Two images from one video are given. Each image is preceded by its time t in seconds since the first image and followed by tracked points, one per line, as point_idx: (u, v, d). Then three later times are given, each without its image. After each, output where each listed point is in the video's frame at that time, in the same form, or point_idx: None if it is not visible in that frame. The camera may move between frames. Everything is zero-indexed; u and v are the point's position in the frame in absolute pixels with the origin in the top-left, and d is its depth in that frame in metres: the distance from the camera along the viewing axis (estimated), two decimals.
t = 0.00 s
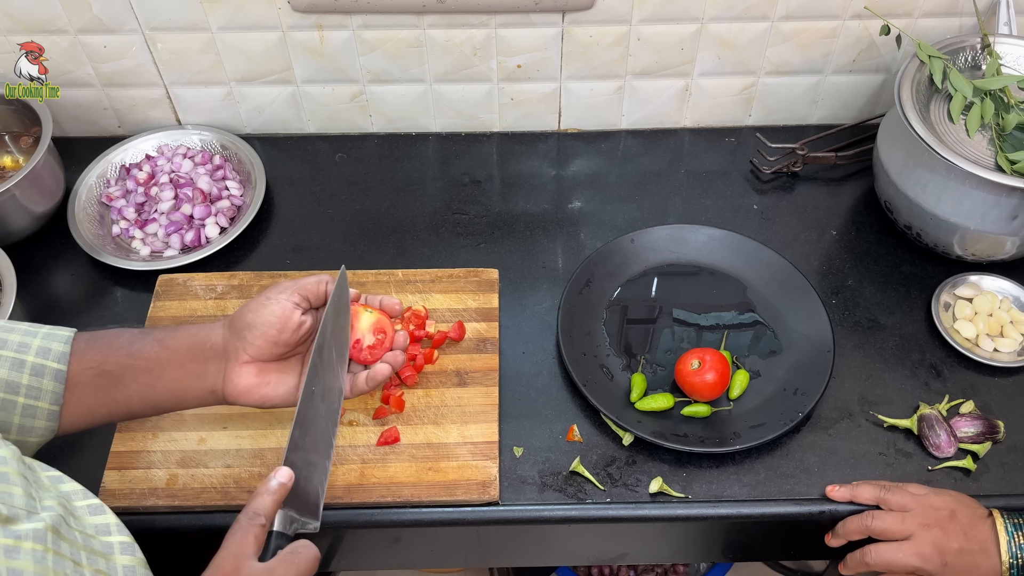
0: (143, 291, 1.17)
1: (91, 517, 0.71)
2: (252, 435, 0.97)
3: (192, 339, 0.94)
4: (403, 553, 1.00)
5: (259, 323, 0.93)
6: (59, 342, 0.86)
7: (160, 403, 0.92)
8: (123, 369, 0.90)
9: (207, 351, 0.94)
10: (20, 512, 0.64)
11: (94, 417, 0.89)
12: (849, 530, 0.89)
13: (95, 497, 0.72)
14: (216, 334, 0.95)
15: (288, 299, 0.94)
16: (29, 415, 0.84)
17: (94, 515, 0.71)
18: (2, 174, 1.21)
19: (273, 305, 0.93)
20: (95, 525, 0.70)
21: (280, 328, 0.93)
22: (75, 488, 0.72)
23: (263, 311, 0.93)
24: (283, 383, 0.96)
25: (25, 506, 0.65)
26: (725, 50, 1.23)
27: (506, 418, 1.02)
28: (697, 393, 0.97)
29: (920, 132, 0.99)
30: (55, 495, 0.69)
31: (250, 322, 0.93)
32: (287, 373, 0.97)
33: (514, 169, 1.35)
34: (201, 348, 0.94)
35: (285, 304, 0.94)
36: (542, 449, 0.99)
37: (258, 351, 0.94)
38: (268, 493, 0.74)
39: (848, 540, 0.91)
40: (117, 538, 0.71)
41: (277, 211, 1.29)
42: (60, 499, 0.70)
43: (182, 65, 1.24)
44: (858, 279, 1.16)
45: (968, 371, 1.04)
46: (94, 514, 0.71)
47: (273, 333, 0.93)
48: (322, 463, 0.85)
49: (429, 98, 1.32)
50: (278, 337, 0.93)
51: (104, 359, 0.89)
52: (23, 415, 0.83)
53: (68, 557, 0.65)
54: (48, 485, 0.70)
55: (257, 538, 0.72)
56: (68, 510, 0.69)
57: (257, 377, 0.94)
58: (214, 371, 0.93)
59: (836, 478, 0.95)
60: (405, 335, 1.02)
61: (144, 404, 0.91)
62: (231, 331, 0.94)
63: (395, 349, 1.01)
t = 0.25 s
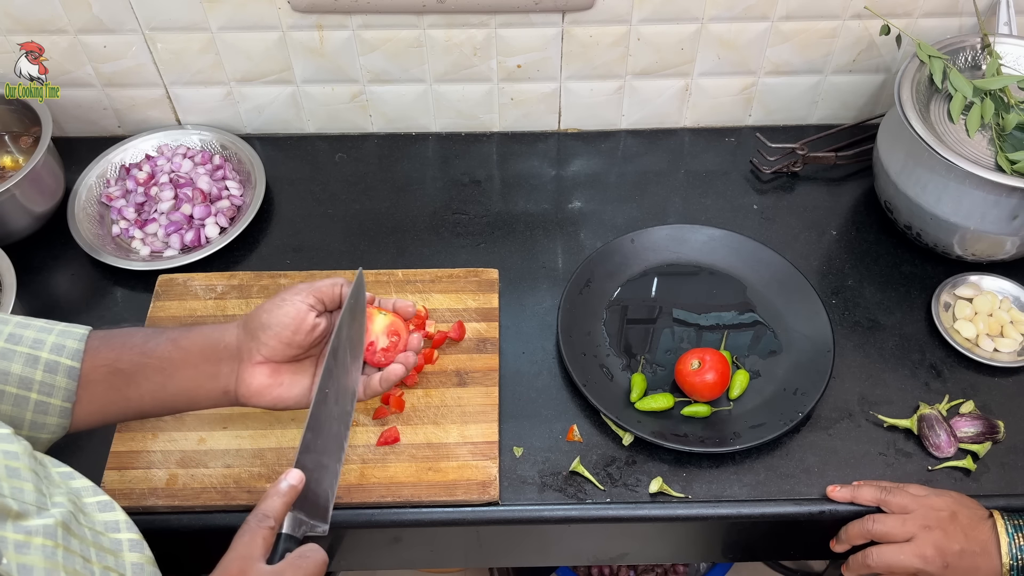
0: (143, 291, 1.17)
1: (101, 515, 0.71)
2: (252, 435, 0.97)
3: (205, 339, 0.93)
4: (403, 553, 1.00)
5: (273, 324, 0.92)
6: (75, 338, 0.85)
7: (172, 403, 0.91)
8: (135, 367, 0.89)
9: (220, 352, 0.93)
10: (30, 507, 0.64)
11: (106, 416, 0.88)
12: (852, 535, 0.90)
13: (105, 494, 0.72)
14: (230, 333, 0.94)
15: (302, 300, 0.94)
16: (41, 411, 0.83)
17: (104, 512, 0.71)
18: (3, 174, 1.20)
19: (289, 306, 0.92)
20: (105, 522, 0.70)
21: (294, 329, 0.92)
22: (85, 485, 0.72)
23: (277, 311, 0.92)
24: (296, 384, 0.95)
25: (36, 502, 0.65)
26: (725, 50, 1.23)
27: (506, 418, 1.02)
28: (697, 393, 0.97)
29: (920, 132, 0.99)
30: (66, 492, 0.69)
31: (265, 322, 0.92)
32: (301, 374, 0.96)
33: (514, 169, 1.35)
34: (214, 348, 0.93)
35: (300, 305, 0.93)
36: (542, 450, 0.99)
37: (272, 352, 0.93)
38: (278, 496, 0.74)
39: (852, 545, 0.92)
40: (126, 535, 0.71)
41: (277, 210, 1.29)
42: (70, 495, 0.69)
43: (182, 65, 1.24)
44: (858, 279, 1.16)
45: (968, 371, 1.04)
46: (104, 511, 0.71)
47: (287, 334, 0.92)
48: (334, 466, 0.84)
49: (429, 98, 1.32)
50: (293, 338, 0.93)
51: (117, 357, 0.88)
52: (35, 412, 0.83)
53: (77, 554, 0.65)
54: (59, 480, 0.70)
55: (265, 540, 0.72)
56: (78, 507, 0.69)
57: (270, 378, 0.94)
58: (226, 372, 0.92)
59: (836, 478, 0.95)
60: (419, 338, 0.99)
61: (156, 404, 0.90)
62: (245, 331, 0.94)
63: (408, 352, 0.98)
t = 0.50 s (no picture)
0: (143, 291, 1.17)
1: (115, 509, 0.73)
2: (252, 435, 0.97)
3: (223, 339, 0.94)
4: (403, 553, 1.00)
5: (291, 328, 0.92)
6: (93, 334, 0.86)
7: (186, 402, 0.91)
8: (152, 366, 0.89)
9: (237, 353, 0.93)
10: (49, 499, 0.66)
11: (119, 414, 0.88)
12: (853, 536, 0.90)
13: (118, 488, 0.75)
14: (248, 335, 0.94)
15: (321, 305, 0.93)
16: (58, 406, 0.83)
17: (117, 507, 0.73)
18: (3, 174, 1.20)
19: (307, 311, 0.92)
20: (118, 516, 0.73)
21: (311, 334, 0.92)
22: (99, 479, 0.74)
23: (295, 315, 0.92)
24: (310, 388, 0.95)
25: (54, 494, 0.67)
26: (725, 50, 1.23)
27: (506, 418, 1.02)
28: (697, 393, 0.97)
29: (920, 132, 0.99)
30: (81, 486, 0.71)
31: (282, 326, 0.92)
32: (315, 378, 0.96)
33: (514, 169, 1.35)
34: (231, 349, 0.93)
35: (318, 310, 0.93)
36: (542, 450, 0.99)
37: (288, 356, 0.93)
38: (296, 497, 0.72)
39: (854, 548, 0.92)
40: (139, 530, 0.73)
41: (277, 210, 1.29)
42: (86, 488, 0.72)
43: (182, 65, 1.24)
44: (858, 279, 1.16)
45: (968, 371, 1.04)
46: (117, 505, 0.73)
47: (304, 339, 0.92)
48: (347, 469, 0.83)
49: (429, 98, 1.32)
50: (309, 343, 0.93)
51: (134, 355, 0.88)
52: (52, 406, 0.83)
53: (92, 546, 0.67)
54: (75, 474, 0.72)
55: (282, 540, 0.71)
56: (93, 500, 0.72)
57: (285, 381, 0.94)
58: (243, 372, 0.93)
59: (836, 478, 0.95)
60: (435, 348, 1.02)
61: (170, 402, 0.90)
62: (263, 334, 0.94)
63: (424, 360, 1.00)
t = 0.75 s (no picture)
0: (143, 291, 1.17)
1: (128, 514, 0.73)
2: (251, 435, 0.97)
3: (237, 364, 0.90)
4: (403, 553, 1.00)
5: (307, 359, 0.88)
6: (111, 348, 0.84)
7: (197, 425, 0.88)
8: (166, 387, 0.86)
9: (251, 380, 0.90)
10: (62, 502, 0.66)
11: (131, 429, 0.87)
12: (853, 537, 0.90)
13: (131, 493, 0.75)
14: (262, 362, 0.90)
15: (338, 334, 0.89)
16: (69, 418, 0.83)
17: (131, 512, 0.73)
18: (3, 174, 1.20)
19: (323, 341, 0.88)
20: (131, 522, 0.73)
21: (327, 366, 0.88)
22: (113, 483, 0.74)
23: (312, 346, 0.88)
24: (325, 419, 0.91)
25: (67, 497, 0.67)
26: (725, 50, 1.23)
27: (506, 418, 1.02)
28: (697, 393, 0.97)
29: (920, 132, 0.99)
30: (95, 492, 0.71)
31: (298, 356, 0.88)
32: (331, 409, 0.92)
33: (514, 169, 1.35)
34: (245, 376, 0.89)
35: (336, 340, 0.88)
36: (542, 450, 0.99)
37: (304, 387, 0.89)
38: (351, 433, 0.71)
39: (855, 548, 0.92)
40: (151, 536, 0.73)
41: (277, 210, 1.29)
42: (99, 493, 0.72)
43: (182, 65, 1.24)
44: (858, 279, 1.16)
45: (968, 371, 1.04)
46: (131, 510, 0.73)
47: (320, 371, 0.88)
48: (394, 412, 0.82)
49: (429, 98, 1.32)
50: (326, 374, 0.89)
51: (150, 373, 0.86)
52: (64, 418, 0.83)
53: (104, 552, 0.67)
54: (90, 479, 0.72)
55: (337, 473, 0.70)
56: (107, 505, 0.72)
57: (300, 412, 0.90)
58: (256, 402, 0.89)
59: (836, 478, 0.95)
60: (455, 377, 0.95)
61: (181, 424, 0.88)
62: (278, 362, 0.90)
63: (443, 392, 0.93)
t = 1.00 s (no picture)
0: (143, 291, 1.17)
1: (137, 511, 0.75)
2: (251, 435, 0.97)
3: (246, 366, 0.90)
4: (403, 553, 1.00)
5: (317, 360, 0.89)
6: (118, 351, 0.85)
7: (206, 426, 0.88)
8: (173, 388, 0.86)
9: (261, 381, 0.90)
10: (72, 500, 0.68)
11: (139, 432, 0.87)
12: (854, 537, 0.90)
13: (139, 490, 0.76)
14: (273, 363, 0.90)
15: (348, 336, 0.91)
16: (77, 420, 0.84)
17: (139, 508, 0.75)
18: (2, 174, 1.20)
19: (334, 342, 0.90)
20: (139, 519, 0.74)
21: (338, 367, 0.90)
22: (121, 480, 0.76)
23: (322, 346, 0.89)
24: (332, 421, 0.91)
25: (76, 495, 0.69)
26: (725, 50, 1.23)
27: (506, 418, 1.01)
28: (697, 393, 0.97)
29: (920, 132, 0.99)
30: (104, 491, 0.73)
31: (309, 357, 0.89)
32: (339, 412, 0.92)
33: (514, 169, 1.35)
34: (255, 377, 0.90)
35: (346, 341, 0.90)
36: (542, 450, 0.99)
37: (313, 389, 0.90)
38: (360, 463, 0.74)
39: (856, 549, 0.91)
40: (159, 533, 0.75)
41: (277, 210, 1.29)
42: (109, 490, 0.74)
43: (182, 65, 1.24)
44: (858, 279, 1.16)
45: (968, 371, 1.04)
46: (138, 507, 0.75)
47: (328, 372, 0.90)
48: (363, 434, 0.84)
49: (429, 98, 1.32)
50: (335, 376, 0.90)
51: (156, 375, 0.86)
52: (72, 420, 0.83)
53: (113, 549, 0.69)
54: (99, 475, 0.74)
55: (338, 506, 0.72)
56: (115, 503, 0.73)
57: (309, 415, 0.90)
58: (265, 403, 0.89)
59: (836, 479, 0.95)
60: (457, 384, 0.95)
61: (188, 425, 0.88)
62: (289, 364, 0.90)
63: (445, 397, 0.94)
